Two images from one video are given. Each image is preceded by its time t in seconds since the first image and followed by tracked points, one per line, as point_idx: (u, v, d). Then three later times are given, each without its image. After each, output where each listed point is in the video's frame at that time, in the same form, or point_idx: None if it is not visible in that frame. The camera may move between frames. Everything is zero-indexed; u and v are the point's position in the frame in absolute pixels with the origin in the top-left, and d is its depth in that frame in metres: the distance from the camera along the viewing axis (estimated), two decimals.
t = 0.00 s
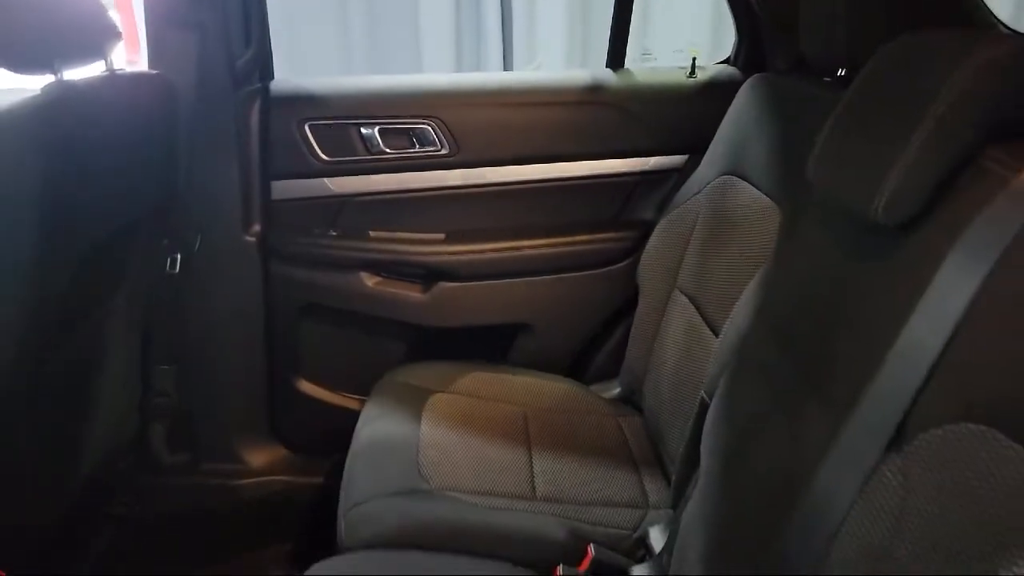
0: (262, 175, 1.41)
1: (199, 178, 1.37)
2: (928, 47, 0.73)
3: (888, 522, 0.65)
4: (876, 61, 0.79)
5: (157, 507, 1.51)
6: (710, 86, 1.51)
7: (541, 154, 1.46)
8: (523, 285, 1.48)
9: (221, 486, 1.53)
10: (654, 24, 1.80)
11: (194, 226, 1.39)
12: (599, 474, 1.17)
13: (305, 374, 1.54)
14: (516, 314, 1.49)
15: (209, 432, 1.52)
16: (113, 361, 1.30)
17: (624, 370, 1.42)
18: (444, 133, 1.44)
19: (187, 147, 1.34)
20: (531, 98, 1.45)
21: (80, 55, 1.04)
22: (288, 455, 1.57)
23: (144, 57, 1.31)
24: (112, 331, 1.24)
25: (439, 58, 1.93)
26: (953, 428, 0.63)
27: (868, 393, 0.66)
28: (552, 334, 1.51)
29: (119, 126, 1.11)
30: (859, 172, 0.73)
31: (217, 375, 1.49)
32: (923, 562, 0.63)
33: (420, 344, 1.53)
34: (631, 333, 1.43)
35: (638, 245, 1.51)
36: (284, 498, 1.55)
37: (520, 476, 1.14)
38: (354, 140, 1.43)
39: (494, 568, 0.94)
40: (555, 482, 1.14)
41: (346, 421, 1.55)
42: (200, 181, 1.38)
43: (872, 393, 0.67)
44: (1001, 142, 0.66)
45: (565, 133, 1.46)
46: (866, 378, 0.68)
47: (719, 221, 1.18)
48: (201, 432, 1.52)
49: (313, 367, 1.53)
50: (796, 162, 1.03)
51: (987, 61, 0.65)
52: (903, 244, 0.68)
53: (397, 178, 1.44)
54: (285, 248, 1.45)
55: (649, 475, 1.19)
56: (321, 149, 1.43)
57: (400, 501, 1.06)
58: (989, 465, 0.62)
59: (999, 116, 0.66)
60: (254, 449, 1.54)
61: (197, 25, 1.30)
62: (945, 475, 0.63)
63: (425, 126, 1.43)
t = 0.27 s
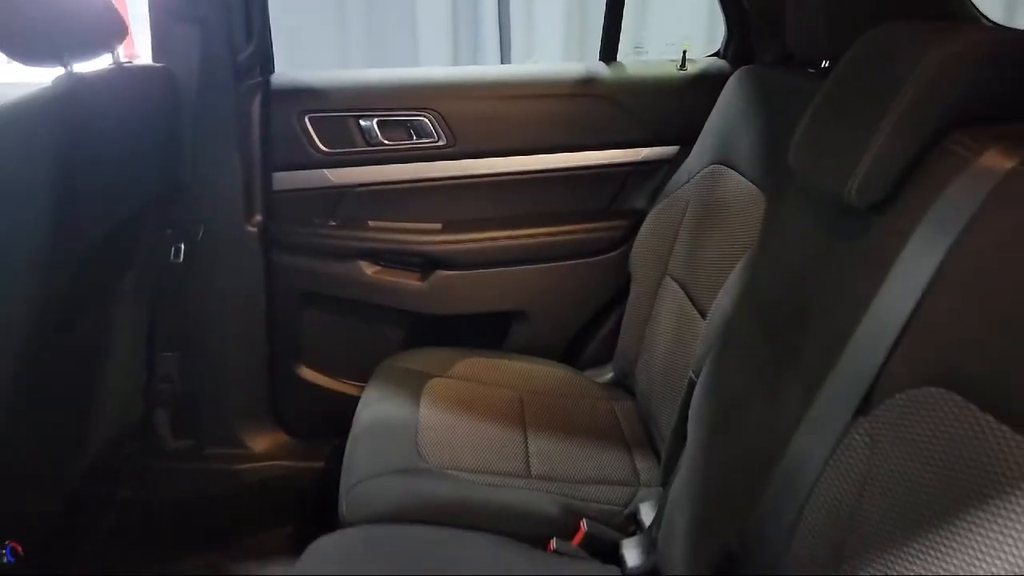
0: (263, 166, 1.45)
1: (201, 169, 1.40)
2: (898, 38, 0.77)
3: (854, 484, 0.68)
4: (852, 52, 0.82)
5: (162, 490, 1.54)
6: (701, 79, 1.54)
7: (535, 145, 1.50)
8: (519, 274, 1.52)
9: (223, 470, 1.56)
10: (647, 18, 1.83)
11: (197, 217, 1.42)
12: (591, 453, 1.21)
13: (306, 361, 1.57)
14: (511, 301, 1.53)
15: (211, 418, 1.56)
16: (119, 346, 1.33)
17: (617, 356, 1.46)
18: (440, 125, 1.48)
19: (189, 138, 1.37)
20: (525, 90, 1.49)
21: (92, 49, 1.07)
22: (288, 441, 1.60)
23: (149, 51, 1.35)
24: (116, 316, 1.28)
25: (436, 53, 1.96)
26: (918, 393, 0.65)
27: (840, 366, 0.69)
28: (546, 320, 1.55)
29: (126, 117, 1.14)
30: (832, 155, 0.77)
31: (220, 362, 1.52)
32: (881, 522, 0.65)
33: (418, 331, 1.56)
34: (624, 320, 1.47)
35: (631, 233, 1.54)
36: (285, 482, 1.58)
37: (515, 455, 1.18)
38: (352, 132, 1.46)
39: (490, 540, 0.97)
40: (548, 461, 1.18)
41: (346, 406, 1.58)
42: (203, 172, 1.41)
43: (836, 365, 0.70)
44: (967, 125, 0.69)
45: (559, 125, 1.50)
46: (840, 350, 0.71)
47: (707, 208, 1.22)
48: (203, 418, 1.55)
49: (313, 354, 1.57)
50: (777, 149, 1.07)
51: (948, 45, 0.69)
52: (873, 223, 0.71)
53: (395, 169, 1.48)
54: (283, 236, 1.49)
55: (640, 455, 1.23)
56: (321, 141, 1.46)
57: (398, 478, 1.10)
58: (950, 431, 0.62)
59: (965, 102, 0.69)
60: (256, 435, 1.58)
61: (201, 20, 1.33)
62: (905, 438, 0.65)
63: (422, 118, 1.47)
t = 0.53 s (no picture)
0: (266, 157, 1.48)
1: (206, 160, 1.43)
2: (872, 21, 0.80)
3: (833, 445, 0.70)
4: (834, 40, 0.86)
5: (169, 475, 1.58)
6: (693, 71, 1.58)
7: (532, 136, 1.53)
8: (517, 262, 1.55)
9: (228, 455, 1.59)
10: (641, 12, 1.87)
11: (203, 207, 1.45)
12: (587, 434, 1.25)
13: (308, 347, 1.61)
14: (509, 289, 1.57)
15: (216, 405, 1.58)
16: (129, 333, 1.36)
17: (612, 340, 1.50)
18: (440, 116, 1.51)
19: (195, 129, 1.41)
20: (522, 82, 1.52)
21: (102, 40, 1.11)
22: (292, 428, 1.63)
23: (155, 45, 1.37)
24: (128, 302, 1.31)
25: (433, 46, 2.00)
26: (891, 357, 0.66)
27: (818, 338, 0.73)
28: (543, 307, 1.58)
29: (140, 107, 1.18)
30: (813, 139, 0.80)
31: (224, 349, 1.56)
32: (857, 481, 0.67)
33: (417, 318, 1.60)
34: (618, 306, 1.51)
35: (625, 222, 1.58)
36: (289, 466, 1.61)
37: (512, 435, 1.22)
38: (354, 124, 1.50)
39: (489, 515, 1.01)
40: (545, 441, 1.22)
41: (348, 392, 1.62)
42: (208, 163, 1.44)
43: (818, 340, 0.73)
44: (941, 108, 0.73)
45: (555, 116, 1.53)
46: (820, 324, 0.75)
47: (699, 196, 1.25)
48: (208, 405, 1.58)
49: (315, 340, 1.60)
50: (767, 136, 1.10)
51: (923, 30, 0.72)
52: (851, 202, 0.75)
53: (395, 160, 1.51)
54: (289, 227, 1.53)
55: (635, 435, 1.27)
56: (322, 132, 1.49)
57: (399, 457, 1.13)
58: (919, 390, 0.64)
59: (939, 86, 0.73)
60: (259, 420, 1.61)
61: (206, 14, 1.36)
62: (878, 401, 0.67)
63: (421, 110, 1.50)
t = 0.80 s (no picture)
0: (269, 148, 1.52)
1: (212, 151, 1.48)
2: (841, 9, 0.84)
3: (803, 408, 0.71)
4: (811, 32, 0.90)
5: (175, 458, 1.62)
6: (684, 64, 1.63)
7: (527, 127, 1.57)
8: (513, 250, 1.60)
9: (232, 439, 1.64)
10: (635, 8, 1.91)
11: (209, 197, 1.50)
12: (580, 413, 1.30)
13: (310, 334, 1.65)
14: (505, 276, 1.61)
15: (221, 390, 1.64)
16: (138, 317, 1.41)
17: (605, 326, 1.54)
18: (437, 109, 1.55)
19: (200, 122, 1.45)
20: (518, 75, 1.56)
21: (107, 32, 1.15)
22: (293, 412, 1.67)
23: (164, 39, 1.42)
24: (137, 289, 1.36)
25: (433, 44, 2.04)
26: (860, 322, 0.67)
27: (789, 309, 0.75)
28: (539, 294, 1.63)
29: (151, 99, 1.22)
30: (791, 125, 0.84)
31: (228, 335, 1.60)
32: (825, 443, 0.67)
33: (416, 306, 1.65)
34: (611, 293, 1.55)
35: (618, 212, 1.63)
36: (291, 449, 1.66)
37: (507, 415, 1.26)
38: (354, 116, 1.54)
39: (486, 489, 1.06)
40: (539, 420, 1.26)
41: (348, 377, 1.67)
42: (213, 154, 1.48)
43: (783, 309, 0.76)
44: (909, 95, 0.77)
45: (550, 108, 1.57)
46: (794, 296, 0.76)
47: (688, 184, 1.30)
48: (213, 390, 1.63)
49: (316, 327, 1.65)
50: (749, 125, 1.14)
51: (892, 20, 0.76)
52: (825, 183, 0.79)
53: (395, 151, 1.56)
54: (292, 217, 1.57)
55: (626, 415, 1.32)
56: (324, 124, 1.54)
57: (399, 435, 1.18)
58: (885, 353, 0.64)
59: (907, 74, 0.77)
60: (262, 405, 1.65)
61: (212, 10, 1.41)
62: (845, 364, 0.68)
63: (420, 103, 1.55)
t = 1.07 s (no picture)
0: (273, 143, 1.56)
1: (217, 146, 1.52)
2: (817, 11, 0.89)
3: (778, 380, 0.75)
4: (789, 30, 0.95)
5: (181, 444, 1.67)
6: (674, 62, 1.67)
7: (523, 123, 1.62)
8: (509, 243, 1.65)
9: (236, 426, 1.69)
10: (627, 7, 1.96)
11: (213, 190, 1.55)
12: (572, 398, 1.35)
13: (312, 324, 1.70)
14: (501, 268, 1.66)
15: (224, 378, 1.68)
16: (149, 307, 1.45)
17: (599, 315, 1.59)
18: (435, 105, 1.60)
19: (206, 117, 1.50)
20: (513, 73, 1.61)
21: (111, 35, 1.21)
22: (295, 399, 1.71)
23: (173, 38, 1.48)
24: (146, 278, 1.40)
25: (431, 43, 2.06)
26: (825, 300, 0.72)
27: (762, 292, 0.80)
28: (534, 285, 1.68)
29: (160, 94, 1.27)
30: (768, 118, 0.89)
31: (232, 325, 1.64)
32: (793, 410, 0.72)
33: (415, 296, 1.69)
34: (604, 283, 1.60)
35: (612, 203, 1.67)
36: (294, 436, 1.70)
37: (502, 399, 1.31)
38: (355, 112, 1.59)
39: (481, 468, 1.11)
40: (533, 404, 1.31)
41: (349, 365, 1.71)
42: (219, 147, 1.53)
43: (756, 292, 0.81)
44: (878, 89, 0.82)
45: (544, 104, 1.62)
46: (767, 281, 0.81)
47: (677, 177, 1.35)
48: (217, 377, 1.68)
49: (318, 317, 1.70)
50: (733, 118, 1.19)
51: (860, 18, 0.81)
52: (799, 172, 0.84)
53: (394, 146, 1.60)
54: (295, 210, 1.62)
55: (617, 400, 1.37)
56: (325, 120, 1.59)
57: (398, 417, 1.23)
58: (852, 325, 0.69)
59: (880, 69, 0.81)
60: (265, 393, 1.69)
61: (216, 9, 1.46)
62: (818, 337, 0.72)
63: (418, 99, 1.59)
